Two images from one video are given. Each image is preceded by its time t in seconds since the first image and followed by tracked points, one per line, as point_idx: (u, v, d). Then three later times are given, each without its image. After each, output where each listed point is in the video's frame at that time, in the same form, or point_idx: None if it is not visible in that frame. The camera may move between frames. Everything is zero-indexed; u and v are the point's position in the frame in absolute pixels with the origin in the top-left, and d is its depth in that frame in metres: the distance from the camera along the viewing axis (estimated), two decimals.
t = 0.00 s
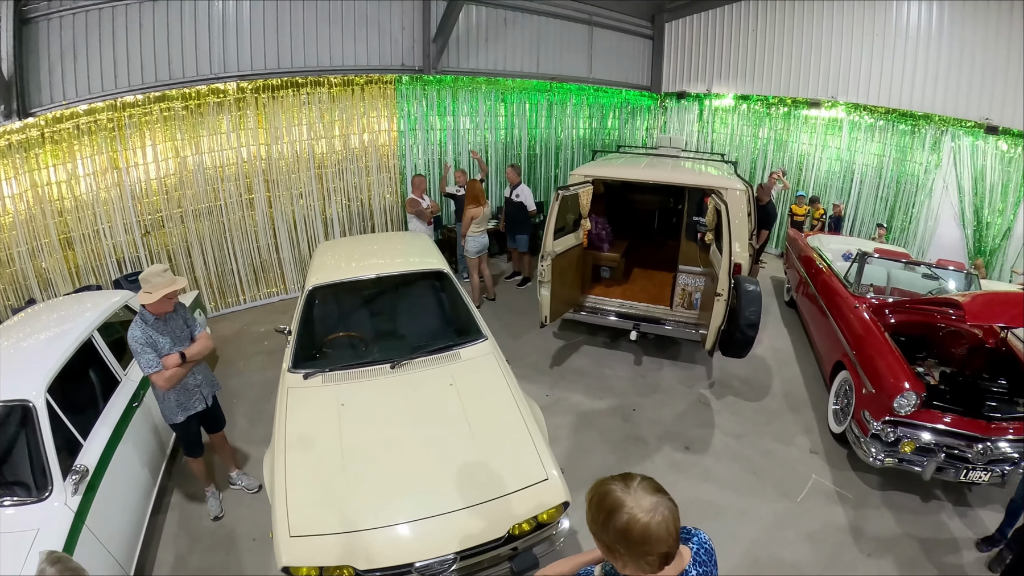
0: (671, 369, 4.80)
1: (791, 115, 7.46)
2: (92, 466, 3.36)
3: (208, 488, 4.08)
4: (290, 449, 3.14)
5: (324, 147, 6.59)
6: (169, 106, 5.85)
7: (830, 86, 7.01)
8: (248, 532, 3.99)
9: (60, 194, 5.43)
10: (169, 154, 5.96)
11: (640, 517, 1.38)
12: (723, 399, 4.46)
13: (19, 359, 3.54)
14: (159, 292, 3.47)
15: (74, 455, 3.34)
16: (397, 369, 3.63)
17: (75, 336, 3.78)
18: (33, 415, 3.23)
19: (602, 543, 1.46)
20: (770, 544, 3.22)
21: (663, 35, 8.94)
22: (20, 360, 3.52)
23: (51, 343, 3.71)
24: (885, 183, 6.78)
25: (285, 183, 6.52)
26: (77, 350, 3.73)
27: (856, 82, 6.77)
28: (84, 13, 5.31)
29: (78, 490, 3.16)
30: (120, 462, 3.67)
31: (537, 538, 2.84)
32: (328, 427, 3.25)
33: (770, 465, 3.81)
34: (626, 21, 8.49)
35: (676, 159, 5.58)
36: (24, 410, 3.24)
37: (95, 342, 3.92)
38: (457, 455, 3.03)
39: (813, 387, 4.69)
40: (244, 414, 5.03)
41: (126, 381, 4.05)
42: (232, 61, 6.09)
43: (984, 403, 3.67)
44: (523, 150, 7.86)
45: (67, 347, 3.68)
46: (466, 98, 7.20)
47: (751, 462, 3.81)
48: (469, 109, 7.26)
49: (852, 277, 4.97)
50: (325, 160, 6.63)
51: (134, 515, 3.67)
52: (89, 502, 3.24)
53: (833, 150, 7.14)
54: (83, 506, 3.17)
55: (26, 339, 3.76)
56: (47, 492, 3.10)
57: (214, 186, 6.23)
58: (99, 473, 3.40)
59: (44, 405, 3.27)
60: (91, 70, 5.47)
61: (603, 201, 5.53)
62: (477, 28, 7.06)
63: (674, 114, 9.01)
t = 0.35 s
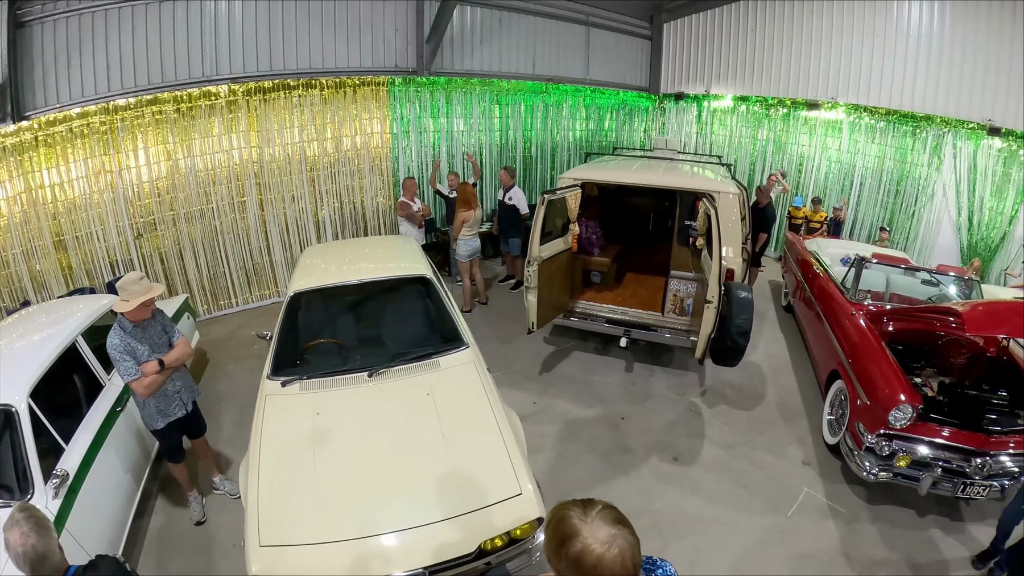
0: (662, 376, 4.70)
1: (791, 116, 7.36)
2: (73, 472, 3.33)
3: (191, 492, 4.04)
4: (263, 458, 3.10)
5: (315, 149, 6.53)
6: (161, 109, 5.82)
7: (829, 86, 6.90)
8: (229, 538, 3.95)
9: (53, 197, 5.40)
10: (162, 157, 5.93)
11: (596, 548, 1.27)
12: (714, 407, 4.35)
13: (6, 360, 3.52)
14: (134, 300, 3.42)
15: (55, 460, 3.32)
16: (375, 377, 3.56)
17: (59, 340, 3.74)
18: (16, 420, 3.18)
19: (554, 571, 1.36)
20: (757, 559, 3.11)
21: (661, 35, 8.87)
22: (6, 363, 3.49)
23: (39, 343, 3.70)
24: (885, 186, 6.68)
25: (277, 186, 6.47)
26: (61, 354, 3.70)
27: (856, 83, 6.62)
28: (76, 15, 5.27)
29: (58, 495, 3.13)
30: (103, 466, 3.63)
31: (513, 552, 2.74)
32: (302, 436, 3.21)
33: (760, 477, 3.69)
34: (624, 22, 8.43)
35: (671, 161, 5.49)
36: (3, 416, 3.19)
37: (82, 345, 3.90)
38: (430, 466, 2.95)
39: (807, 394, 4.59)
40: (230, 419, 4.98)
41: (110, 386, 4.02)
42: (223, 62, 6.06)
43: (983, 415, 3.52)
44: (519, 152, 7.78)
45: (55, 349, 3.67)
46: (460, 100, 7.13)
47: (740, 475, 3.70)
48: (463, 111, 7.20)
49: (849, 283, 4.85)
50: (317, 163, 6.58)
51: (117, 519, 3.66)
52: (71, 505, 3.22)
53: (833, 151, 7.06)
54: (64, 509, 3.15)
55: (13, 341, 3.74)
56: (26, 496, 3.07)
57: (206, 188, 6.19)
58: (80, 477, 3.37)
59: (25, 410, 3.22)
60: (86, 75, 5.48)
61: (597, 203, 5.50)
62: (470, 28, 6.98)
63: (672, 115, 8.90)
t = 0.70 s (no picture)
0: (651, 381, 4.60)
1: (788, 116, 7.25)
2: (54, 471, 3.29)
3: (173, 492, 4.00)
4: (233, 461, 3.05)
5: (306, 150, 6.49)
6: (152, 111, 5.81)
7: (829, 85, 6.80)
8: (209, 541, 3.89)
9: (46, 198, 5.40)
10: (153, 159, 5.90)
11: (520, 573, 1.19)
12: (703, 413, 4.24)
13: None
14: (112, 303, 3.37)
15: (36, 459, 3.28)
16: (347, 382, 3.52)
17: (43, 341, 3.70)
18: None
19: None
20: (742, 571, 3.00)
21: (658, 35, 8.81)
22: None
23: (22, 344, 3.68)
24: (885, 186, 6.54)
25: (267, 187, 6.43)
26: (44, 356, 3.67)
27: (855, 77, 6.56)
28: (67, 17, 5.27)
29: (37, 493, 3.10)
30: (86, 465, 3.60)
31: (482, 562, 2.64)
32: (273, 439, 3.16)
33: (747, 487, 3.58)
34: (621, 21, 8.35)
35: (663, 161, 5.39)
36: None
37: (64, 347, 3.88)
38: (400, 470, 2.89)
39: (799, 400, 4.47)
40: (214, 421, 4.93)
41: (93, 387, 3.98)
42: (214, 64, 6.03)
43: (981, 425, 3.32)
44: (513, 153, 7.72)
45: (38, 350, 3.65)
46: (452, 101, 7.09)
47: (727, 484, 3.58)
48: (455, 112, 7.14)
49: (843, 286, 4.74)
50: (307, 164, 6.53)
51: (100, 516, 3.61)
52: (51, 503, 3.18)
53: (831, 152, 6.90)
54: (44, 508, 3.11)
55: None
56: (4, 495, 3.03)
57: (197, 190, 6.16)
58: (62, 476, 3.34)
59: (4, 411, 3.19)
60: (79, 76, 5.52)
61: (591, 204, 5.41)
62: (463, 27, 6.92)
63: (670, 115, 8.78)
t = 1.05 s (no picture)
0: (640, 389, 4.47)
1: (787, 119, 7.16)
2: (30, 473, 3.25)
3: (151, 496, 3.94)
4: (199, 468, 3.02)
5: (297, 154, 6.45)
6: (144, 115, 5.81)
7: (829, 88, 6.67)
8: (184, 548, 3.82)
9: (38, 201, 5.43)
10: (144, 162, 5.88)
11: None
12: (692, 423, 4.11)
13: None
14: (85, 309, 3.28)
15: (13, 460, 3.24)
16: (320, 388, 3.46)
17: (23, 343, 3.63)
18: None
19: None
20: None
21: (656, 37, 8.75)
22: None
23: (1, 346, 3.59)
24: (885, 190, 6.44)
25: (258, 191, 6.38)
26: (25, 359, 3.59)
27: (853, 88, 6.42)
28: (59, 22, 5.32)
29: (13, 494, 3.07)
30: (65, 467, 3.55)
31: None
32: (240, 446, 3.12)
33: (733, 501, 3.44)
34: (616, 23, 8.29)
35: (655, 165, 5.28)
36: None
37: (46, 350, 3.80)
38: (365, 478, 2.84)
39: (793, 410, 4.33)
40: (197, 427, 4.87)
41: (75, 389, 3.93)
42: (206, 67, 6.01)
43: (981, 439, 3.16)
44: (506, 157, 7.62)
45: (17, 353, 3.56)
46: (445, 103, 7.00)
47: (712, 498, 3.45)
48: (447, 115, 7.06)
49: (838, 292, 4.60)
50: (298, 169, 6.49)
51: (78, 518, 3.56)
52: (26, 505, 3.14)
53: (830, 155, 6.82)
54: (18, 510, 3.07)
55: None
56: None
57: (188, 193, 6.12)
58: (38, 478, 3.29)
59: None
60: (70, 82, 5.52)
61: (583, 208, 5.31)
62: (456, 30, 6.89)
63: (666, 119, 8.77)
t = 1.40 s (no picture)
0: (632, 399, 4.34)
1: (787, 122, 7.11)
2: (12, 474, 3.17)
3: (133, 501, 3.84)
4: (171, 476, 2.98)
5: (289, 157, 6.39)
6: (137, 118, 5.77)
7: (828, 90, 6.70)
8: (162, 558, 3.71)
9: (31, 203, 5.39)
10: (137, 165, 5.82)
11: None
12: (685, 435, 3.97)
13: None
14: (57, 315, 3.20)
15: None
16: (294, 397, 3.41)
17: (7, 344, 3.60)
18: None
19: None
20: None
21: (654, 39, 8.75)
22: None
23: None
24: (889, 194, 6.36)
25: (250, 194, 6.32)
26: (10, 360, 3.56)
27: (851, 87, 6.45)
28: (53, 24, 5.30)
29: None
30: (46, 470, 3.47)
31: None
32: (215, 454, 3.07)
33: (725, 516, 3.30)
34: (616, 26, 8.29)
35: (651, 168, 5.16)
36: None
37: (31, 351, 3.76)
38: (338, 491, 2.79)
39: (791, 421, 4.17)
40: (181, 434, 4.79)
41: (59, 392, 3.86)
42: (200, 70, 5.99)
43: (985, 456, 2.98)
44: (503, 160, 7.55)
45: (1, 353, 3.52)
46: (440, 107, 6.96)
47: (703, 513, 3.31)
48: (443, 118, 7.00)
49: (837, 299, 4.45)
50: (291, 172, 6.43)
51: (58, 523, 3.47)
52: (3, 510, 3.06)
53: (832, 158, 6.77)
54: None
55: None
56: None
57: (181, 197, 6.05)
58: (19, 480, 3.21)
59: None
60: (67, 86, 5.64)
61: (578, 212, 5.22)
62: (451, 33, 6.83)
63: (666, 122, 8.71)
